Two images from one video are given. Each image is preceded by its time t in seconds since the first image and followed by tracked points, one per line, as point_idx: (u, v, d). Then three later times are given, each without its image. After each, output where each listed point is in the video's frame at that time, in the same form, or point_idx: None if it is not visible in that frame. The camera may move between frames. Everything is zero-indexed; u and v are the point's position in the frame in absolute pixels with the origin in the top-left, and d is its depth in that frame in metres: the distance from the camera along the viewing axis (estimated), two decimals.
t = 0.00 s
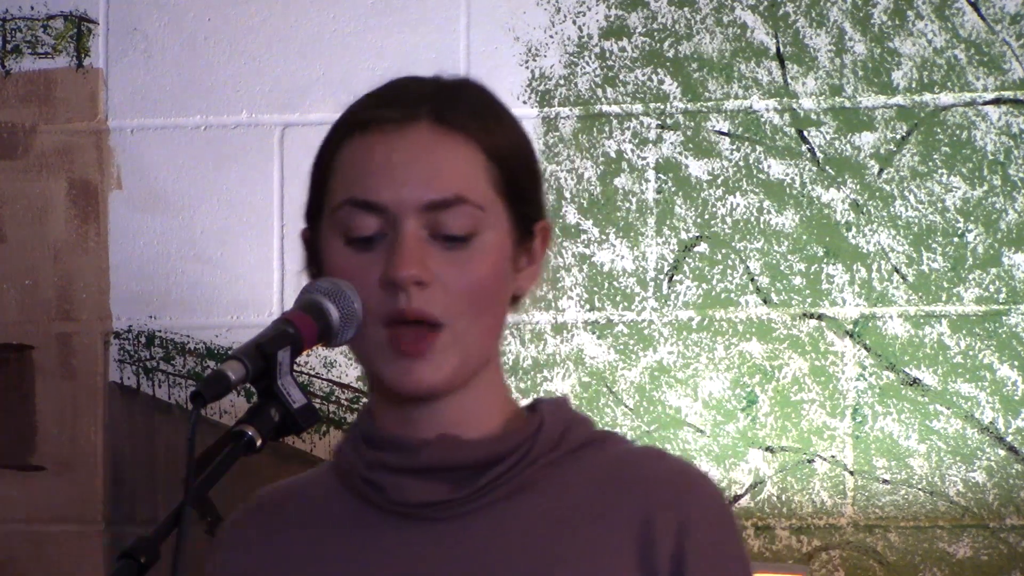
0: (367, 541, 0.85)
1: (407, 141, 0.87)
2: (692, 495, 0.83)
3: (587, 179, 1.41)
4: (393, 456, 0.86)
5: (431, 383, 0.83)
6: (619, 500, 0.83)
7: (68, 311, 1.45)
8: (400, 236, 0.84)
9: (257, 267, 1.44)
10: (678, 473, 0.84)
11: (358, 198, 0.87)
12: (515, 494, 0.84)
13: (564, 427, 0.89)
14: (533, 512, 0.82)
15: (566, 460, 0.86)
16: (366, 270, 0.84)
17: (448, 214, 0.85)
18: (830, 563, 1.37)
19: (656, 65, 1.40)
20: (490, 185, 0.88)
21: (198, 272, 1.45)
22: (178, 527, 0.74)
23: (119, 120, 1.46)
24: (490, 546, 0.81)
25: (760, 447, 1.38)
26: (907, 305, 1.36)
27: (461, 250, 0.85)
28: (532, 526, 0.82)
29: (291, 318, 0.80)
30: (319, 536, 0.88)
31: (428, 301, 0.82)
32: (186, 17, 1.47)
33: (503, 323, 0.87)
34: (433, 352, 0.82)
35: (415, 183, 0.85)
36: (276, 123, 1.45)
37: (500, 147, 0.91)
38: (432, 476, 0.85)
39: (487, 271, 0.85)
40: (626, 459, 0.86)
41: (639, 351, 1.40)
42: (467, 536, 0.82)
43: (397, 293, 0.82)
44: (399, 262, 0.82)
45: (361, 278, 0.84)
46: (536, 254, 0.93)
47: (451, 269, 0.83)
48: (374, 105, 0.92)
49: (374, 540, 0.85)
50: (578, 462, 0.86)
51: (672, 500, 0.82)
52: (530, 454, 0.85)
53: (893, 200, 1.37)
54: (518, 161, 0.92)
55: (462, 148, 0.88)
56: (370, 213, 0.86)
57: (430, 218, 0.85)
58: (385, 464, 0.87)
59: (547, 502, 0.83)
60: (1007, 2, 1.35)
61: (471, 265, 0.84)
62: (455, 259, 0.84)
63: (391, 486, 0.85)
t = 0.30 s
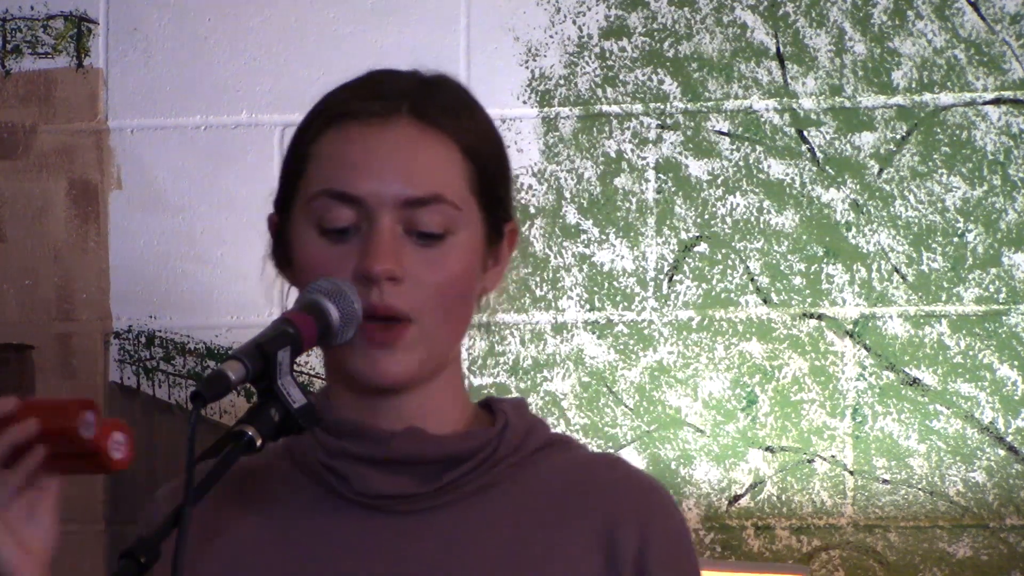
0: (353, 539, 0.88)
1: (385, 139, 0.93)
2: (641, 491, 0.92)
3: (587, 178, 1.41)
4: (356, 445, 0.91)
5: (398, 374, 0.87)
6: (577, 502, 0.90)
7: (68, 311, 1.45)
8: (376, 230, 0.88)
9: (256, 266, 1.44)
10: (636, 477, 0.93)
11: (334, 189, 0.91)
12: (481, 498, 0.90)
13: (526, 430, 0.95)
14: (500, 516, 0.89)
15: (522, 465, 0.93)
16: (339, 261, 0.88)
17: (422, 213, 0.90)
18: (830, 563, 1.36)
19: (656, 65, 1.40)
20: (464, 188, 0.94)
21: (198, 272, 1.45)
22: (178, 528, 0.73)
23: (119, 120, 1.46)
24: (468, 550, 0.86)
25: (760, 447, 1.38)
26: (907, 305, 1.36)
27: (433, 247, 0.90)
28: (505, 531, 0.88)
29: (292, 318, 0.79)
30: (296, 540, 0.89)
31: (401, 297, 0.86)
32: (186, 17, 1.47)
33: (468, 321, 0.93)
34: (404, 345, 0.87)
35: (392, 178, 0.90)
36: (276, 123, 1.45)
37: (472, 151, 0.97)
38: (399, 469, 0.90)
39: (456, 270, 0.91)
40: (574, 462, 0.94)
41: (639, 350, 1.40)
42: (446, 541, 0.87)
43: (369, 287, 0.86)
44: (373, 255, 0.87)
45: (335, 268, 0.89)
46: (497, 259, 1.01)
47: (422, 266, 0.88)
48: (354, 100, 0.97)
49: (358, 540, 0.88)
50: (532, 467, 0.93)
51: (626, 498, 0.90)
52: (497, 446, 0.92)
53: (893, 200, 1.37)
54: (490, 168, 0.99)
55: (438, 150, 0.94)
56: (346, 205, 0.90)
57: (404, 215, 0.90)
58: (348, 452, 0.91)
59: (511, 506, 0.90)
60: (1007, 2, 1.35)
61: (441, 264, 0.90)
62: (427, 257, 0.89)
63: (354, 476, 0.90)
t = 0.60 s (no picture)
0: (345, 546, 0.91)
1: (382, 144, 0.97)
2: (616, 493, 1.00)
3: (587, 178, 1.41)
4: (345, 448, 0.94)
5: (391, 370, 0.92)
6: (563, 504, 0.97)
7: (68, 311, 1.45)
8: (375, 232, 0.92)
9: (253, 267, 1.43)
10: (611, 480, 1.01)
11: (332, 193, 0.95)
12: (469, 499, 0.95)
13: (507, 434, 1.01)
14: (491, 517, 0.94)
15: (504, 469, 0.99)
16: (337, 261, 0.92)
17: (418, 217, 0.95)
18: (830, 563, 1.36)
19: (656, 65, 1.40)
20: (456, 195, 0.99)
21: (198, 272, 1.45)
22: (179, 528, 0.74)
23: (119, 120, 1.46)
24: (467, 549, 0.91)
25: (760, 447, 1.38)
26: (907, 304, 1.37)
27: (429, 250, 0.95)
28: (499, 532, 0.93)
29: (292, 317, 0.80)
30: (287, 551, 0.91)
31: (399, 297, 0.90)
32: (185, 16, 1.47)
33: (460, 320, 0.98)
34: (399, 346, 0.92)
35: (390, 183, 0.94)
36: (276, 123, 1.45)
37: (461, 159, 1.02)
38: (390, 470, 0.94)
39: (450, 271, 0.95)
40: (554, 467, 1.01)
41: (639, 350, 1.40)
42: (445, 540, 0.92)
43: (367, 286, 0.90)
44: (373, 255, 0.91)
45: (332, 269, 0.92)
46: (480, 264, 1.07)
47: (419, 267, 0.93)
48: (350, 106, 1.01)
49: (346, 543, 0.91)
50: (517, 473, 0.99)
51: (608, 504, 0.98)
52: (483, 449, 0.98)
53: (893, 200, 1.37)
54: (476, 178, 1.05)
55: (433, 157, 0.99)
56: (345, 208, 0.94)
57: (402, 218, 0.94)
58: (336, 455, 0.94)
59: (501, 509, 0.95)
60: (1007, 2, 1.35)
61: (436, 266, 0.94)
62: (423, 259, 0.94)
63: (343, 480, 0.93)
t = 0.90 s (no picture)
0: (339, 545, 0.91)
1: (370, 141, 0.98)
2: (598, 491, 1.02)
3: (587, 178, 1.41)
4: (332, 445, 0.94)
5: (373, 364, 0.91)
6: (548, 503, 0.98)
7: (69, 310, 1.45)
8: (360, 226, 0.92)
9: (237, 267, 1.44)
10: (585, 474, 1.03)
11: (319, 187, 0.95)
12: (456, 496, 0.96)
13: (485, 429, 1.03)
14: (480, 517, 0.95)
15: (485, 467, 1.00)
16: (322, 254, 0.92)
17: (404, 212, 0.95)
18: (830, 563, 1.36)
19: (656, 65, 1.40)
20: (441, 193, 1.00)
21: (198, 272, 1.45)
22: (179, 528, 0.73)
23: (119, 120, 1.46)
24: (458, 545, 0.92)
25: (760, 447, 1.38)
26: (907, 304, 1.37)
27: (414, 246, 0.95)
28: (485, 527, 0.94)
29: (291, 318, 0.80)
30: (281, 553, 0.91)
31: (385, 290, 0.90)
32: (185, 16, 1.47)
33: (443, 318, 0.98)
34: (381, 343, 0.91)
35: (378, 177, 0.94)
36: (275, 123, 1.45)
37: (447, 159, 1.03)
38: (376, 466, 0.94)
39: (436, 267, 0.96)
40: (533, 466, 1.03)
41: (639, 350, 1.40)
42: (436, 540, 0.92)
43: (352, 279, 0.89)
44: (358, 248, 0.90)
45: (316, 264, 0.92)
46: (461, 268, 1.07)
47: (405, 262, 0.93)
48: (342, 107, 1.02)
49: (339, 540, 0.91)
50: (495, 468, 1.01)
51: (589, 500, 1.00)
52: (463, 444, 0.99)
53: (893, 200, 1.37)
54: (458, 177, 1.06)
55: (420, 155, 1.00)
56: (331, 202, 0.94)
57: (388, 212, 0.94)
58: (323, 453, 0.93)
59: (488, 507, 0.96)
60: (1007, 2, 1.35)
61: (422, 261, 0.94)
62: (407, 255, 0.94)
63: (329, 477, 0.93)
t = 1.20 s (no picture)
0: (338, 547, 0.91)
1: (348, 124, 1.00)
2: (598, 497, 1.02)
3: (587, 178, 1.41)
4: (323, 444, 0.94)
5: (357, 353, 0.92)
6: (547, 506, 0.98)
7: (68, 310, 1.45)
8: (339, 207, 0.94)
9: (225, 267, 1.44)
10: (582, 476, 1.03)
11: (300, 169, 0.97)
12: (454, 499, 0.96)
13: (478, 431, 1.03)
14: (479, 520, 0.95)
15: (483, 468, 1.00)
16: (304, 239, 0.93)
17: (384, 195, 0.97)
18: (830, 563, 1.36)
19: (656, 65, 1.40)
20: (423, 175, 1.02)
21: (199, 271, 1.45)
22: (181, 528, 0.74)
23: (119, 120, 1.46)
24: (454, 548, 0.92)
25: (760, 447, 1.38)
26: (907, 304, 1.37)
27: (395, 225, 0.96)
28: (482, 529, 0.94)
29: (291, 317, 0.80)
30: (279, 555, 0.91)
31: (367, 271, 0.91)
32: (185, 17, 1.47)
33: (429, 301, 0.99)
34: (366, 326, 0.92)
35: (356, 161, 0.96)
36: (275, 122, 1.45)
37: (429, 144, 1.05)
38: (365, 468, 0.94)
39: (418, 249, 0.97)
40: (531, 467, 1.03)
41: (639, 350, 1.40)
42: (434, 543, 0.92)
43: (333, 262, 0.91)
44: (338, 231, 0.92)
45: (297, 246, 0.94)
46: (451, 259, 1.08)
47: (386, 243, 0.94)
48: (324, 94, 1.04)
49: (338, 544, 0.91)
50: (490, 469, 1.01)
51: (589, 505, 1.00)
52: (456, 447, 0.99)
53: (893, 200, 1.37)
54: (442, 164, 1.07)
55: (400, 139, 1.02)
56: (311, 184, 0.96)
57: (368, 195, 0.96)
58: (313, 454, 0.94)
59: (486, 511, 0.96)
60: (1007, 2, 1.35)
61: (404, 243, 0.96)
62: (389, 235, 0.95)
63: (323, 479, 0.92)
